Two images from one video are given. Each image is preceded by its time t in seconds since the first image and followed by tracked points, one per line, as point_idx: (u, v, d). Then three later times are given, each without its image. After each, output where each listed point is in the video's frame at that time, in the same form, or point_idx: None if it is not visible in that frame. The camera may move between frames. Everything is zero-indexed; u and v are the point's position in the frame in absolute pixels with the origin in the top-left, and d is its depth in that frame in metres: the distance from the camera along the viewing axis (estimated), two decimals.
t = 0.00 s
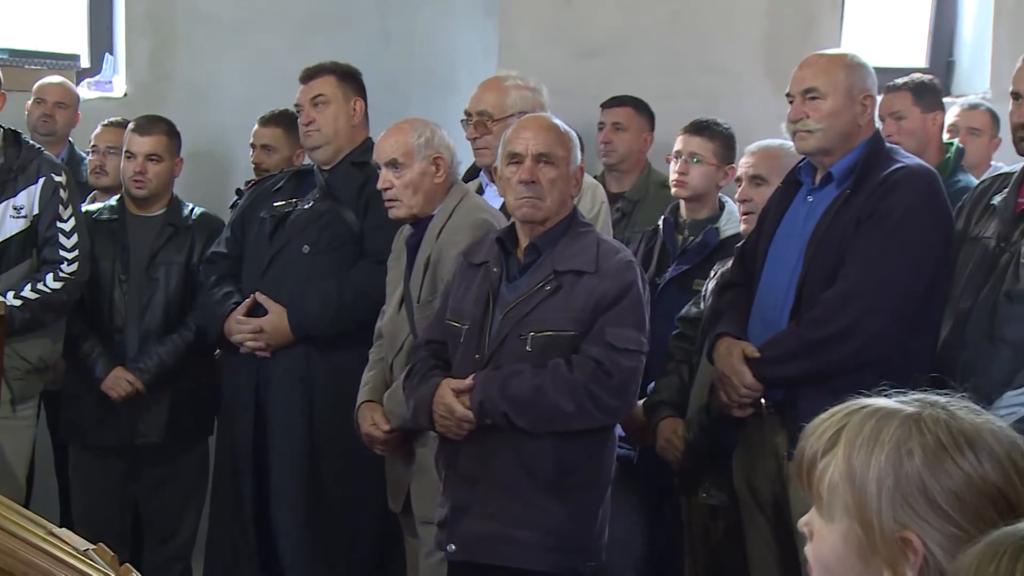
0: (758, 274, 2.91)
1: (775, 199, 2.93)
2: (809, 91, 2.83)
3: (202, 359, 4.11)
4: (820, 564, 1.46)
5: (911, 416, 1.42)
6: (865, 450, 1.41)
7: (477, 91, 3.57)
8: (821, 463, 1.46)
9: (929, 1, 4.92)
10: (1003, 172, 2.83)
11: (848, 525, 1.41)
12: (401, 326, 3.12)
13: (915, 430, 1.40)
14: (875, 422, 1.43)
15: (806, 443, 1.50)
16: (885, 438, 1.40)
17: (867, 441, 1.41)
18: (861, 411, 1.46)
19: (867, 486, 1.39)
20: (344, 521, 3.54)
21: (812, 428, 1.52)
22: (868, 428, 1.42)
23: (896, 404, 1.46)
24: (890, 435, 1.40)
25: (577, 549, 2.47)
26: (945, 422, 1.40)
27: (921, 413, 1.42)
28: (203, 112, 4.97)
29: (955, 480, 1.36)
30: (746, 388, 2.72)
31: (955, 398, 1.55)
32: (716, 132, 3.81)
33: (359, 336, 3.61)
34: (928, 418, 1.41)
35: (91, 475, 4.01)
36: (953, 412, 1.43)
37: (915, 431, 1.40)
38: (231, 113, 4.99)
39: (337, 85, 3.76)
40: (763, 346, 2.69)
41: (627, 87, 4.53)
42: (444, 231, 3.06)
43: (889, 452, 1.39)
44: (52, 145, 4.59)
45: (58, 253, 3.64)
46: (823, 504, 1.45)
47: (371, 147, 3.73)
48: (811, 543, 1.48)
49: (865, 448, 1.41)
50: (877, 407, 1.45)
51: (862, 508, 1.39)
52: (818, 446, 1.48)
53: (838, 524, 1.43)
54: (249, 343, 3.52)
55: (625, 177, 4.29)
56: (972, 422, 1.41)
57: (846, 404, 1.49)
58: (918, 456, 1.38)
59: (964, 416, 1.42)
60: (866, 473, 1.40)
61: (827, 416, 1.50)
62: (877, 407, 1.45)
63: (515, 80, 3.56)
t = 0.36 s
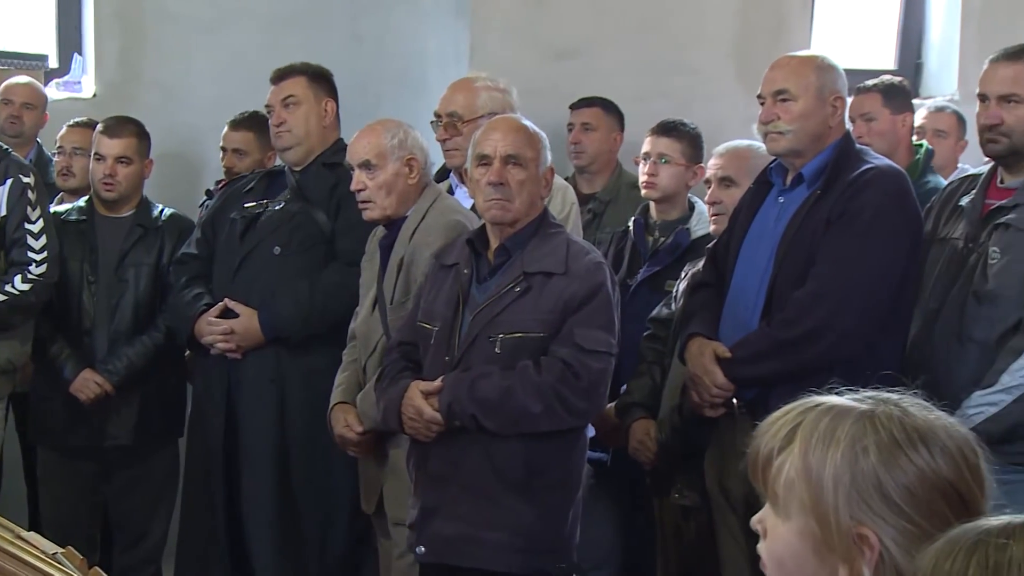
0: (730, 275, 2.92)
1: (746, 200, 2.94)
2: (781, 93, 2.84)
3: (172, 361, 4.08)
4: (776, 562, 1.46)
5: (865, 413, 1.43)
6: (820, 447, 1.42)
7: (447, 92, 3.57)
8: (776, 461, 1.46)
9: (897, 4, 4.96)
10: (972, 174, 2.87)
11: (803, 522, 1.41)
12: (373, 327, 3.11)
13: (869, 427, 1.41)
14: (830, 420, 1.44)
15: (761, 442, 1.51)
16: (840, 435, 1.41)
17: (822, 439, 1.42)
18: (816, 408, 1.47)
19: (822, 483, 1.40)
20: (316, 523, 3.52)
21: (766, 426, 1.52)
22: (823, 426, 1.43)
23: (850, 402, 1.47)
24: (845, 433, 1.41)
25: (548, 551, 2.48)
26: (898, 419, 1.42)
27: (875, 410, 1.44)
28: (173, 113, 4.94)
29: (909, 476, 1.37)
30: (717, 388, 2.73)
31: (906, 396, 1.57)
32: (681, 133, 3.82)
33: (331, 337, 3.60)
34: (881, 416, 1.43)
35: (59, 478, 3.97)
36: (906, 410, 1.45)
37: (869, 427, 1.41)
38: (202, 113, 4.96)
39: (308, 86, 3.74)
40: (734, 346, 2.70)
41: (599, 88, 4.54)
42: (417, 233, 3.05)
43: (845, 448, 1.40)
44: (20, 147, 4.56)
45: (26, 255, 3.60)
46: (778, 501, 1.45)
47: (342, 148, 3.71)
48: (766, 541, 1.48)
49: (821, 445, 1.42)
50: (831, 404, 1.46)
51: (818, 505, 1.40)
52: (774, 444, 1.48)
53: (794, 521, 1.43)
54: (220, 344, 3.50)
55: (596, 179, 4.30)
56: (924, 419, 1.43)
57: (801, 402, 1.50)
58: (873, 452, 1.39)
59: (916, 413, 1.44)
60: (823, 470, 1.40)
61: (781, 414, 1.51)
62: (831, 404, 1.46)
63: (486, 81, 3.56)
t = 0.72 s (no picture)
0: (706, 276, 2.92)
1: (722, 201, 2.95)
2: (756, 93, 2.85)
3: (148, 362, 4.06)
4: (740, 560, 1.46)
5: (833, 414, 1.44)
6: (788, 447, 1.42)
7: (424, 92, 3.57)
8: (743, 460, 1.46)
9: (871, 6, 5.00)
10: (947, 175, 2.88)
11: (770, 521, 1.42)
12: (350, 328, 3.09)
13: (837, 427, 1.42)
14: (798, 420, 1.44)
15: (728, 441, 1.51)
16: (808, 435, 1.42)
17: (790, 438, 1.43)
18: (783, 408, 1.48)
19: (790, 482, 1.40)
20: (291, 524, 3.50)
21: (733, 425, 1.52)
22: (791, 426, 1.44)
23: (818, 402, 1.48)
24: (813, 432, 1.42)
25: (522, 551, 2.48)
26: (866, 420, 1.43)
27: (843, 411, 1.45)
28: (148, 113, 4.92)
29: (875, 476, 1.38)
30: (694, 387, 2.71)
31: (872, 398, 1.58)
32: (660, 133, 3.82)
33: (308, 339, 3.58)
34: (849, 416, 1.44)
35: (33, 481, 3.94)
36: (874, 411, 1.46)
37: (837, 428, 1.42)
38: (179, 114, 4.93)
39: (284, 87, 3.73)
40: (710, 345, 2.70)
41: (576, 88, 4.54)
42: (395, 233, 3.04)
43: (813, 448, 1.40)
44: None
45: None
46: (744, 500, 1.46)
47: (318, 149, 3.70)
48: (730, 539, 1.48)
49: (789, 444, 1.42)
50: (799, 405, 1.47)
51: (785, 504, 1.40)
52: (741, 443, 1.48)
53: (760, 520, 1.44)
54: (196, 346, 3.48)
55: (572, 179, 4.33)
56: (891, 421, 1.44)
57: (768, 402, 1.51)
58: (841, 452, 1.39)
59: (883, 415, 1.45)
60: (790, 469, 1.41)
61: (748, 413, 1.52)
62: (799, 404, 1.47)
63: (463, 82, 3.56)
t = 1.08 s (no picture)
0: (675, 277, 2.93)
1: (692, 201, 2.96)
2: (725, 94, 2.86)
3: (118, 363, 4.03)
4: (706, 563, 1.46)
5: (804, 418, 1.44)
6: (759, 452, 1.42)
7: (396, 92, 3.55)
8: (714, 463, 1.47)
9: (841, 8, 5.03)
10: (916, 175, 2.90)
11: (739, 525, 1.42)
12: (322, 329, 3.07)
13: (809, 432, 1.42)
14: (770, 424, 1.44)
15: (698, 444, 1.51)
16: (780, 439, 1.42)
17: (761, 443, 1.43)
18: (754, 412, 1.48)
19: (761, 487, 1.41)
20: (262, 525, 3.49)
21: (702, 428, 1.53)
22: (762, 430, 1.44)
23: (788, 406, 1.48)
24: (785, 437, 1.42)
25: (492, 551, 2.47)
26: (837, 425, 1.44)
27: (813, 416, 1.45)
28: (117, 114, 4.89)
29: (845, 481, 1.39)
30: (665, 387, 2.72)
31: (840, 400, 1.59)
32: (634, 134, 3.83)
33: (279, 339, 3.56)
34: (820, 421, 1.44)
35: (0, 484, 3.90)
36: (844, 416, 1.47)
37: (808, 433, 1.42)
38: (150, 113, 4.90)
39: (254, 87, 3.71)
40: (682, 345, 2.69)
41: (547, 89, 4.56)
42: (367, 233, 3.02)
43: (785, 453, 1.41)
44: None
45: None
46: (713, 503, 1.46)
47: (289, 148, 3.68)
48: (696, 541, 1.49)
49: (760, 449, 1.42)
50: (770, 408, 1.47)
51: (755, 509, 1.41)
52: (711, 446, 1.48)
53: (728, 523, 1.44)
54: (166, 347, 3.46)
55: (543, 179, 4.36)
56: (861, 425, 1.45)
57: (738, 406, 1.51)
58: (812, 457, 1.40)
59: (854, 419, 1.46)
60: (762, 475, 1.41)
61: (719, 415, 1.52)
62: (770, 408, 1.47)
63: (435, 82, 3.55)
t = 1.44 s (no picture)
0: (634, 276, 2.94)
1: (651, 200, 2.97)
2: (682, 93, 2.87)
3: (76, 364, 3.98)
4: (667, 567, 1.46)
5: (763, 421, 1.45)
6: (718, 454, 1.43)
7: (358, 92, 3.54)
8: (673, 467, 1.47)
9: (802, 9, 5.08)
10: (874, 175, 2.93)
11: (699, 529, 1.42)
12: (282, 329, 3.05)
13: (767, 434, 1.43)
14: (728, 427, 1.45)
15: (657, 448, 1.52)
16: (738, 442, 1.43)
17: (720, 445, 1.43)
18: (712, 415, 1.49)
19: (720, 489, 1.41)
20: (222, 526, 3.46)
21: (661, 432, 1.54)
22: (721, 433, 1.45)
23: (746, 409, 1.49)
24: (744, 439, 1.43)
25: (451, 551, 2.47)
26: (795, 427, 1.45)
27: (771, 418, 1.46)
28: (76, 113, 4.83)
29: (803, 483, 1.40)
30: (625, 386, 2.72)
31: (798, 402, 1.61)
32: (597, 133, 3.84)
33: (239, 339, 3.54)
34: (778, 424, 1.45)
35: None
36: (801, 418, 1.48)
37: (766, 435, 1.43)
38: (109, 111, 4.85)
39: (214, 85, 3.68)
40: (642, 344, 2.70)
41: (510, 88, 4.57)
42: (327, 233, 3.01)
43: (743, 456, 1.41)
44: None
45: None
46: (672, 507, 1.47)
47: (250, 148, 3.66)
48: (657, 545, 1.49)
49: (719, 451, 1.43)
50: (728, 411, 1.48)
51: (714, 512, 1.41)
52: (670, 450, 1.49)
53: (688, 526, 1.45)
54: (125, 347, 3.41)
55: (506, 178, 4.35)
56: (818, 427, 1.46)
57: (697, 409, 1.52)
58: (771, 460, 1.41)
59: (811, 422, 1.47)
60: (720, 477, 1.41)
61: (678, 419, 1.52)
62: (729, 411, 1.48)
63: (397, 81, 3.54)
